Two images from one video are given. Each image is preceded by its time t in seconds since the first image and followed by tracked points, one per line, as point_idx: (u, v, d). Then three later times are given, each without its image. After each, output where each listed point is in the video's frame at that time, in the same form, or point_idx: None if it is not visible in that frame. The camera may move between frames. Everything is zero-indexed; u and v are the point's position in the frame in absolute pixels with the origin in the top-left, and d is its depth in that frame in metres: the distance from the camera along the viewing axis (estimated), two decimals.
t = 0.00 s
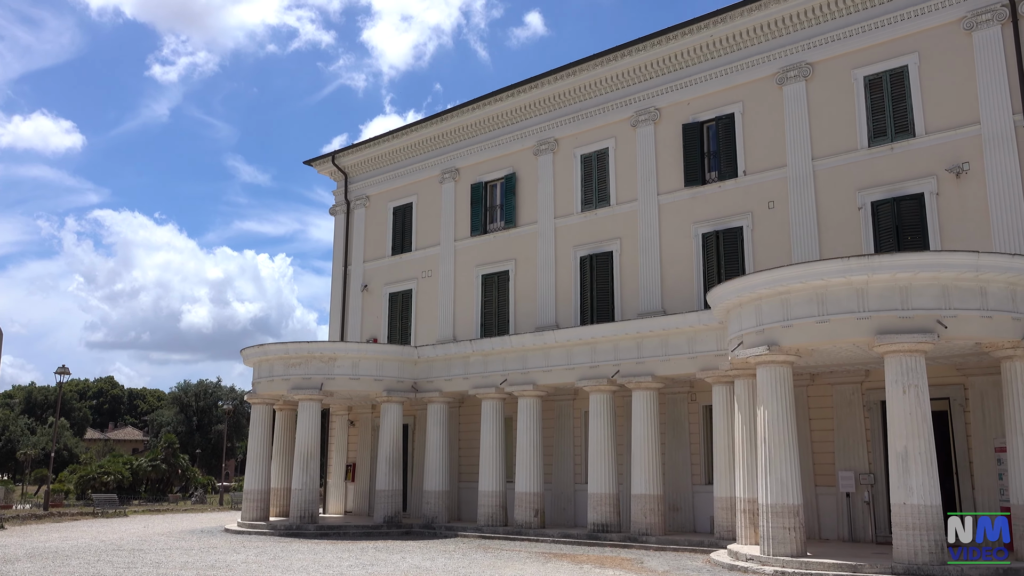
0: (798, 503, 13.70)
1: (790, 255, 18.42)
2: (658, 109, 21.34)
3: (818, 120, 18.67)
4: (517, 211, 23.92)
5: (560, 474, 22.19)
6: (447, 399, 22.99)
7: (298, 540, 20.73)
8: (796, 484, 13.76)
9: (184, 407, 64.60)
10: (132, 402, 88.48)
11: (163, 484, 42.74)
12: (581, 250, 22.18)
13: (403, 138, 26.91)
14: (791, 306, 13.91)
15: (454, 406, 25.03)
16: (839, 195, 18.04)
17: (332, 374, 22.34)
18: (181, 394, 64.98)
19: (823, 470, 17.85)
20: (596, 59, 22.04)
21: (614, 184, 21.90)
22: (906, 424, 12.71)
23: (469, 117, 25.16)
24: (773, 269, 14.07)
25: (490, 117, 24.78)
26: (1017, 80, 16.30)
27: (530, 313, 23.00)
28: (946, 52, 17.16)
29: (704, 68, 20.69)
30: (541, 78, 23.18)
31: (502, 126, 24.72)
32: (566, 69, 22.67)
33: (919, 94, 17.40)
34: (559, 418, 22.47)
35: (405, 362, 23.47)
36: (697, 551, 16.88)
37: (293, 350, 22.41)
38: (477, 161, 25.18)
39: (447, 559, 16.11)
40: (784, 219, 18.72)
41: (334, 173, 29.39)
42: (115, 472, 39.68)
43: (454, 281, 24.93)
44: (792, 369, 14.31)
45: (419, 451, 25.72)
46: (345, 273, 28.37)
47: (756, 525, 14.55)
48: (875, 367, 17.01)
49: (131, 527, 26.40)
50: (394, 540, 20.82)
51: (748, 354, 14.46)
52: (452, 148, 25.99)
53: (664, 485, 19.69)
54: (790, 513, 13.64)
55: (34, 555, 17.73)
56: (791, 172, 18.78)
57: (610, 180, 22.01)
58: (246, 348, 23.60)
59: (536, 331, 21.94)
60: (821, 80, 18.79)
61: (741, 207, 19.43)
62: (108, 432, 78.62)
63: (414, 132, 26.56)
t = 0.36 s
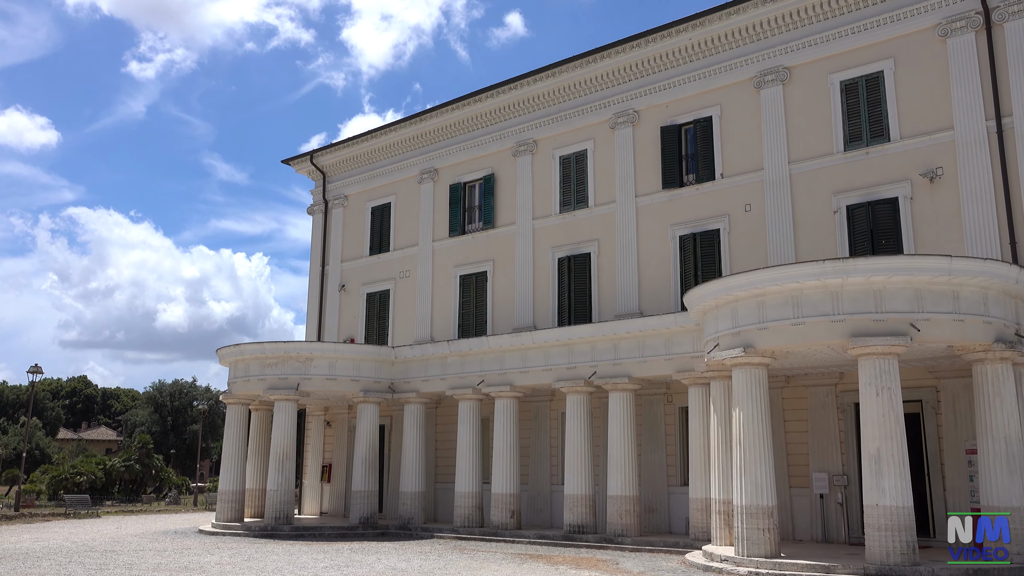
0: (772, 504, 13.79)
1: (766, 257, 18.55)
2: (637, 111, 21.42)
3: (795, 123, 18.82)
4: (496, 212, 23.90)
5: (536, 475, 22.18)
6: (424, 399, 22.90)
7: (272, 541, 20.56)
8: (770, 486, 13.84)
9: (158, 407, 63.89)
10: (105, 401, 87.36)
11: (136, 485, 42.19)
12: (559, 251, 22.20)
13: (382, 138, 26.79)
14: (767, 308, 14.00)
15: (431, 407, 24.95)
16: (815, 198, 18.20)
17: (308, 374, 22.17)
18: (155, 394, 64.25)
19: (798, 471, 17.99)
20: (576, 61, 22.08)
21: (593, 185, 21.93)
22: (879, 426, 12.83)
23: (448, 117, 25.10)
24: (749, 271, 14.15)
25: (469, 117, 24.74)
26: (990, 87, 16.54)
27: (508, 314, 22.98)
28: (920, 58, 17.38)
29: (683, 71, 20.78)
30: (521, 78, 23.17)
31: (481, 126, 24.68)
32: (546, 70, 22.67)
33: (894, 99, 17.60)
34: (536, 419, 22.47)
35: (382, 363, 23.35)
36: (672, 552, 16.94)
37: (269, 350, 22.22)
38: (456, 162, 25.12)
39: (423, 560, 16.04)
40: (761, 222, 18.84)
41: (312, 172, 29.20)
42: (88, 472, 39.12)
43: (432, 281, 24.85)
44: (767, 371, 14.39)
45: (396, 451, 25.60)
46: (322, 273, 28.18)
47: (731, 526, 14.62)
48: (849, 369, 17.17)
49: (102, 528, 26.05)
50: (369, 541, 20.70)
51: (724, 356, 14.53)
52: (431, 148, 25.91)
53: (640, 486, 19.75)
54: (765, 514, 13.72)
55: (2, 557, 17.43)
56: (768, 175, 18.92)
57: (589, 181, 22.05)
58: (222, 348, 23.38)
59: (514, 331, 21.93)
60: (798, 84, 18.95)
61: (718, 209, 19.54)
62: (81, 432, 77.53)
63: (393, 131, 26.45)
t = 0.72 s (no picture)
0: (748, 504, 13.87)
1: (743, 260, 18.68)
2: (616, 113, 21.46)
3: (773, 127, 18.95)
4: (475, 212, 23.86)
5: (513, 476, 22.16)
6: (402, 400, 22.80)
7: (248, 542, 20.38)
8: (746, 487, 13.92)
9: (133, 407, 63.16)
10: (79, 400, 86.25)
11: (110, 485, 41.65)
12: (538, 252, 22.20)
13: (361, 137, 26.65)
14: (744, 310, 14.08)
15: (408, 407, 24.86)
16: (792, 201, 18.33)
17: (285, 374, 22.00)
18: (130, 393, 63.53)
19: (773, 472, 18.12)
20: (555, 62, 22.09)
21: (572, 187, 21.96)
22: (853, 427, 12.94)
23: (427, 117, 25.02)
24: (727, 273, 14.22)
25: (449, 117, 24.67)
26: (964, 93, 16.76)
27: (486, 314, 22.94)
28: (897, 64, 17.57)
29: (662, 74, 20.86)
30: (500, 79, 23.14)
31: (460, 126, 24.62)
32: (525, 71, 22.66)
33: (870, 104, 17.78)
34: (513, 420, 22.45)
35: (360, 363, 23.23)
36: (648, 552, 17.00)
37: (245, 350, 22.02)
38: (435, 162, 25.05)
39: (399, 561, 15.96)
40: (739, 224, 18.95)
41: (291, 171, 28.99)
42: (60, 473, 38.58)
43: (411, 281, 24.76)
44: (744, 373, 14.48)
45: (373, 452, 25.47)
46: (300, 272, 27.99)
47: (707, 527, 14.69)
48: (824, 371, 17.32)
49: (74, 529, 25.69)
50: (346, 541, 20.58)
51: (701, 358, 14.59)
52: (411, 148, 25.82)
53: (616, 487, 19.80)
54: (740, 515, 13.80)
55: None
56: (745, 178, 19.03)
57: (568, 183, 22.07)
58: (197, 347, 23.15)
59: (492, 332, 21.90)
60: (776, 88, 19.08)
61: (696, 212, 19.63)
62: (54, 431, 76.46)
63: (372, 131, 26.32)
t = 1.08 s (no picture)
0: (724, 505, 13.94)
1: (721, 261, 18.79)
2: (596, 114, 21.50)
3: (751, 129, 19.07)
4: (454, 212, 23.80)
5: (491, 476, 22.14)
6: (379, 399, 22.69)
7: (223, 542, 20.20)
8: (723, 487, 14.00)
9: (107, 406, 62.43)
10: (52, 399, 85.09)
11: (84, 485, 41.12)
12: (517, 252, 22.20)
13: (340, 135, 26.50)
14: (721, 311, 14.16)
15: (387, 407, 24.76)
16: (769, 204, 18.46)
17: (262, 374, 21.82)
18: (105, 392, 62.80)
19: (749, 472, 18.25)
20: (535, 63, 22.10)
21: (551, 188, 21.97)
22: (829, 428, 13.05)
23: (407, 116, 24.92)
24: (704, 274, 14.29)
25: (428, 117, 24.60)
26: (939, 98, 16.97)
27: (465, 314, 22.90)
28: (873, 68, 17.76)
29: (642, 75, 20.92)
30: (480, 79, 23.11)
31: (440, 126, 24.56)
32: (505, 72, 22.64)
33: (847, 108, 17.95)
34: (492, 420, 22.43)
35: (337, 362, 23.11)
36: (625, 552, 17.05)
37: (222, 349, 21.83)
38: (414, 161, 24.97)
39: (376, 562, 15.88)
40: (717, 226, 19.06)
41: (269, 169, 28.78)
42: (33, 472, 38.05)
43: (389, 281, 24.65)
44: (721, 374, 14.56)
45: (350, 452, 25.33)
46: (278, 271, 27.79)
47: (684, 527, 14.74)
48: (800, 372, 17.46)
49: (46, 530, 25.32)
50: (322, 542, 20.44)
51: (678, 358, 14.65)
52: (390, 147, 25.71)
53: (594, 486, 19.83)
54: (717, 515, 13.87)
55: None
56: (723, 180, 19.14)
57: (547, 183, 22.08)
58: (173, 346, 22.91)
59: (471, 332, 21.86)
60: (754, 90, 19.21)
61: (675, 213, 19.71)
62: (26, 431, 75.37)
63: (351, 130, 26.19)
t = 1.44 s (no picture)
0: (701, 504, 14.03)
1: (699, 262, 18.91)
2: (575, 115, 21.55)
3: (729, 132, 19.20)
4: (433, 212, 23.76)
5: (469, 475, 22.12)
6: (357, 399, 22.59)
7: (198, 542, 20.01)
8: (699, 486, 14.08)
9: (82, 405, 61.66)
10: (25, 398, 83.88)
11: (57, 485, 40.57)
12: (496, 252, 22.19)
13: (319, 134, 26.36)
14: (698, 312, 14.25)
15: (364, 406, 24.67)
16: (747, 205, 18.60)
17: (239, 373, 21.65)
18: (79, 391, 62.03)
19: (725, 472, 18.38)
20: (515, 63, 22.11)
21: (530, 188, 21.99)
22: (804, 428, 13.17)
23: (386, 115, 24.85)
24: (682, 275, 14.37)
25: (408, 116, 24.54)
26: (914, 102, 17.18)
27: (444, 314, 22.86)
28: (849, 73, 17.95)
29: (621, 77, 21.00)
30: (460, 79, 23.09)
31: (420, 126, 24.51)
32: (485, 72, 22.63)
33: (823, 111, 18.12)
34: (470, 419, 22.41)
35: (315, 361, 22.99)
36: (602, 551, 17.11)
37: (199, 348, 21.64)
38: (393, 161, 24.89)
39: (353, 561, 15.80)
40: (694, 227, 19.17)
41: (247, 167, 28.57)
42: (5, 472, 37.48)
43: (368, 280, 24.56)
44: (698, 374, 14.65)
45: (327, 451, 25.21)
46: (255, 269, 27.59)
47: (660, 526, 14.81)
48: (776, 373, 17.60)
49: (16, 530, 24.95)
50: (298, 541, 20.31)
51: (656, 359, 14.72)
52: (369, 146, 25.61)
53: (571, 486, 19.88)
54: (693, 514, 13.95)
55: None
56: (701, 181, 19.25)
57: (527, 184, 22.10)
58: (149, 344, 22.68)
59: (449, 332, 21.84)
60: (732, 93, 19.34)
61: (653, 214, 19.80)
62: None
63: (330, 128, 26.05)
